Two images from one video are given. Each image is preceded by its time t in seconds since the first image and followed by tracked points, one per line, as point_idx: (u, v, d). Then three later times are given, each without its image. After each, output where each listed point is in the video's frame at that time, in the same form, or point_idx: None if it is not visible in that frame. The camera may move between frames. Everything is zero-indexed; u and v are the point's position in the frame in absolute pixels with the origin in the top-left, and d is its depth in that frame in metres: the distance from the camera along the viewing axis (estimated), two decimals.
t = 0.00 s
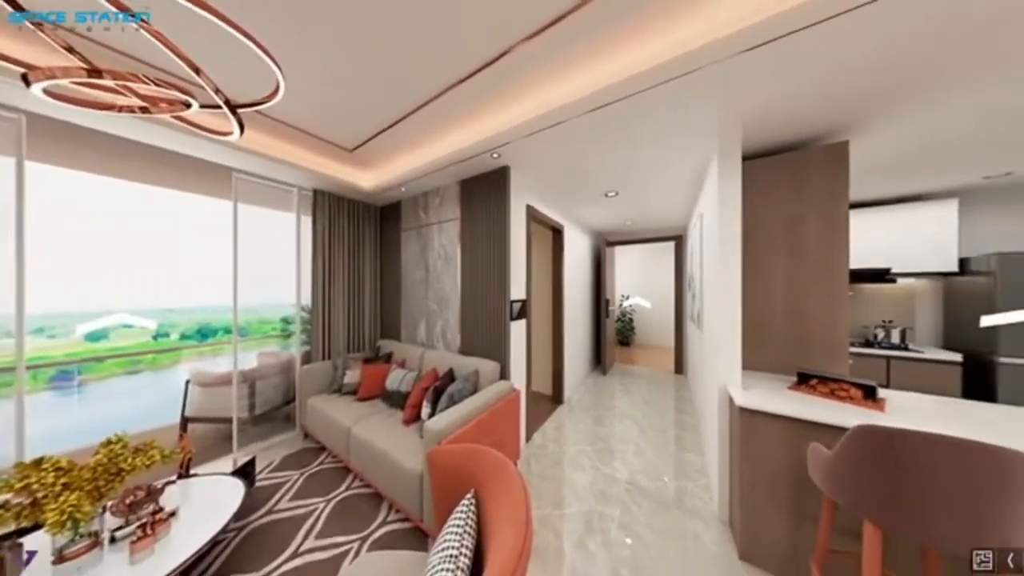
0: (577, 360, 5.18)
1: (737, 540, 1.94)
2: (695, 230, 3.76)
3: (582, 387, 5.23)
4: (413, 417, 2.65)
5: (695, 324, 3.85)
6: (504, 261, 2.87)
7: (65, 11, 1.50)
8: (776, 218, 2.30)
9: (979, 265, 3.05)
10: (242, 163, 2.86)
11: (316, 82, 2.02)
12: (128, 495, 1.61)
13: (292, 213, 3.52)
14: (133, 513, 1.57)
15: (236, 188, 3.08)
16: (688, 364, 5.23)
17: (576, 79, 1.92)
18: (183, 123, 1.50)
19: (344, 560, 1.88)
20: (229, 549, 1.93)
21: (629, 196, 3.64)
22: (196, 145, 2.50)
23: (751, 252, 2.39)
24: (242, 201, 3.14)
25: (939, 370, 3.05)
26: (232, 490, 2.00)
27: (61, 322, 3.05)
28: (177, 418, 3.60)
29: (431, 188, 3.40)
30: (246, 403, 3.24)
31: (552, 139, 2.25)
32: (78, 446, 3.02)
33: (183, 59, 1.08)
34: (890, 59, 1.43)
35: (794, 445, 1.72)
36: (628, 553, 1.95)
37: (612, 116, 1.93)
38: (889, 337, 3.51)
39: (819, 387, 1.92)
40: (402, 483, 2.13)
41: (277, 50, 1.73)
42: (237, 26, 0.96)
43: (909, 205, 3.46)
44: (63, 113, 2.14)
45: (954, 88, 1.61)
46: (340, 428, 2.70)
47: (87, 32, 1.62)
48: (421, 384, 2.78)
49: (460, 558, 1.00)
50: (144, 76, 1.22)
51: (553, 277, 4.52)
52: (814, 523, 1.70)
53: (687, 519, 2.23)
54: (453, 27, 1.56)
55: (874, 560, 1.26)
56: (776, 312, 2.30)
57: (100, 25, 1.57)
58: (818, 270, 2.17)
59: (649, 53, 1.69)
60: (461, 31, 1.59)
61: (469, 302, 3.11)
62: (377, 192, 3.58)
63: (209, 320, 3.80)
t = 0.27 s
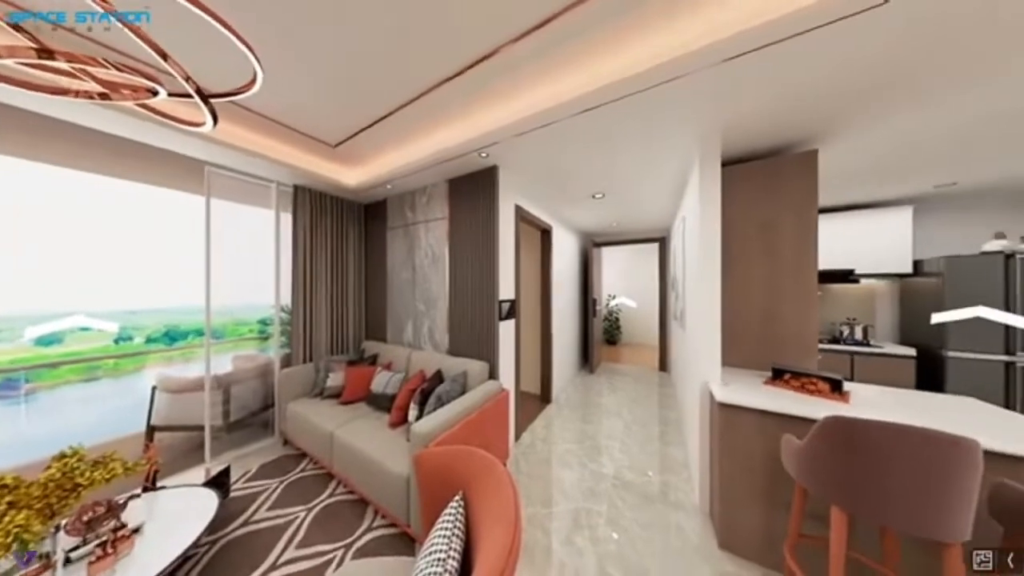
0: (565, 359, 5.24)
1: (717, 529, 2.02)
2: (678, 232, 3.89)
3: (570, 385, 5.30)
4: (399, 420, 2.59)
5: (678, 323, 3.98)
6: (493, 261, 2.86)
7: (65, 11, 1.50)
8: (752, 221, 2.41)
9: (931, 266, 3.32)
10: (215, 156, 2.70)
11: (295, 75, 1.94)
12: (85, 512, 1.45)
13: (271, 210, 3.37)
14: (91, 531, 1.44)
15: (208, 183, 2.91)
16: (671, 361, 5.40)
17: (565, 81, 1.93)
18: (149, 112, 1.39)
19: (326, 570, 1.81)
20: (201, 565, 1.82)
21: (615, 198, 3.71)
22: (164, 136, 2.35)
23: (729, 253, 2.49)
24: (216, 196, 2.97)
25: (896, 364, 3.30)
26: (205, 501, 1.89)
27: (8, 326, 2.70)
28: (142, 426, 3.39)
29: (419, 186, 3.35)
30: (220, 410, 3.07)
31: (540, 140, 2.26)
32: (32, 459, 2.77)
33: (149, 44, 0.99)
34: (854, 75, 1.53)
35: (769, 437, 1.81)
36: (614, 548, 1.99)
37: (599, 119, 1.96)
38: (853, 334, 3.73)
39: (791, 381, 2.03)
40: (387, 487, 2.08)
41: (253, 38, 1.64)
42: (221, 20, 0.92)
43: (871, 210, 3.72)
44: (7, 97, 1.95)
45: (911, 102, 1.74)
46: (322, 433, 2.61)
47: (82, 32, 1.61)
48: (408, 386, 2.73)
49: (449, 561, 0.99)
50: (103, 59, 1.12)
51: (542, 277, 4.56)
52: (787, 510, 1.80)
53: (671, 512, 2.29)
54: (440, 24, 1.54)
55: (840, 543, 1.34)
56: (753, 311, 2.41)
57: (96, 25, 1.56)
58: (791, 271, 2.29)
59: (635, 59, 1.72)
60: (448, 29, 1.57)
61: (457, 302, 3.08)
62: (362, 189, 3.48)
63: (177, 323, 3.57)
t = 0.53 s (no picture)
0: (553, 358, 5.29)
1: (698, 521, 2.10)
2: (661, 233, 4.01)
3: (558, 384, 5.35)
4: (385, 423, 2.53)
5: (662, 322, 4.11)
6: (482, 261, 2.85)
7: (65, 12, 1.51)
8: (731, 224, 2.51)
9: (888, 268, 3.58)
10: (185, 148, 2.55)
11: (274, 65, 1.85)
12: (35, 531, 1.37)
13: (248, 206, 3.20)
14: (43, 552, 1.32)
15: (177, 176, 2.73)
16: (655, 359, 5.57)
17: (553, 83, 1.95)
18: (109, 99, 1.28)
19: None
20: None
21: (602, 199, 3.78)
22: (128, 125, 2.19)
23: (709, 255, 2.60)
24: (185, 191, 2.79)
25: (859, 358, 3.54)
26: (173, 516, 1.78)
27: None
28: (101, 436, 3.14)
29: (406, 184, 3.28)
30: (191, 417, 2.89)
31: (529, 140, 2.27)
32: None
33: (109, 25, 0.91)
34: (822, 88, 1.63)
35: (746, 430, 1.90)
36: (601, 543, 2.02)
37: (587, 122, 1.99)
38: (821, 331, 3.99)
39: (766, 376, 2.14)
40: (373, 492, 2.03)
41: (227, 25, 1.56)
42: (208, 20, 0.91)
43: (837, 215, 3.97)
44: None
45: (873, 115, 1.87)
46: (303, 438, 2.51)
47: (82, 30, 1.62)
48: (394, 388, 2.67)
49: (437, 565, 0.98)
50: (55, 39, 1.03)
51: (530, 277, 4.58)
52: (763, 499, 1.89)
53: (655, 506, 2.36)
54: (428, 21, 1.51)
55: (810, 528, 1.43)
56: (731, 310, 2.52)
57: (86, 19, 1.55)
58: (766, 272, 2.41)
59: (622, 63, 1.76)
60: (436, 26, 1.54)
61: (445, 302, 3.04)
62: (346, 186, 3.38)
63: (141, 326, 3.30)
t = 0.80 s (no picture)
0: (542, 357, 5.33)
1: (681, 513, 2.17)
2: (646, 235, 4.13)
3: (546, 384, 5.39)
4: (370, 426, 2.47)
5: (647, 322, 4.22)
6: (470, 261, 2.82)
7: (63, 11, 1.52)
8: (711, 227, 2.62)
9: (852, 268, 3.84)
10: (152, 139, 2.38)
11: (250, 54, 1.76)
12: None
13: (222, 202, 3.04)
14: None
15: (142, 168, 2.55)
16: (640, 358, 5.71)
17: (542, 85, 1.97)
18: (63, 83, 1.19)
19: None
20: None
21: (589, 201, 3.84)
22: (87, 112, 2.03)
23: (691, 256, 2.69)
24: (151, 184, 2.61)
25: (827, 354, 3.77)
26: (138, 531, 1.67)
27: None
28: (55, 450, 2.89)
29: (392, 181, 3.21)
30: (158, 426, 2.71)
31: (518, 141, 2.28)
32: None
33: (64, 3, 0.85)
34: (793, 99, 1.73)
35: (725, 424, 1.98)
36: (589, 539, 2.06)
37: (574, 124, 2.02)
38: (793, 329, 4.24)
39: (743, 372, 2.24)
40: (357, 498, 1.97)
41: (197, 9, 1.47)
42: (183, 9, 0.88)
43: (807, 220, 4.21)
44: None
45: (839, 125, 2.00)
46: (283, 445, 2.40)
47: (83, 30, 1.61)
48: (380, 390, 2.61)
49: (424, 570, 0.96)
50: None
51: (519, 277, 4.59)
52: (740, 490, 1.98)
53: (640, 500, 2.42)
54: (415, 16, 1.49)
55: (783, 515, 1.51)
56: (712, 309, 2.63)
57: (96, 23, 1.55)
58: (744, 272, 2.52)
59: (609, 68, 1.79)
60: (423, 21, 1.52)
61: (433, 302, 3.00)
62: (329, 183, 3.27)
63: (101, 329, 3.01)
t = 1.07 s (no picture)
0: (530, 357, 5.35)
1: (665, 506, 2.24)
2: (632, 236, 4.23)
3: (535, 383, 5.42)
4: (354, 430, 2.39)
5: (632, 321, 4.33)
6: (458, 261, 2.80)
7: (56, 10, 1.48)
8: (693, 229, 2.71)
9: (821, 269, 4.08)
10: (113, 128, 2.22)
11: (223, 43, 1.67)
12: None
13: (194, 197, 2.86)
14: None
15: (102, 158, 2.36)
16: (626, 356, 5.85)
17: (531, 85, 1.97)
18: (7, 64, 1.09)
19: None
20: None
21: (577, 202, 3.89)
22: (40, 97, 1.87)
23: (674, 257, 2.79)
24: (112, 176, 2.43)
25: (798, 351, 3.99)
26: (98, 550, 1.55)
27: None
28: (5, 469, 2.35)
29: (377, 179, 3.14)
30: (120, 436, 2.52)
31: (506, 141, 2.28)
32: None
33: None
34: (766, 109, 1.83)
35: (706, 419, 2.07)
36: (576, 535, 2.09)
37: (562, 126, 2.04)
38: (768, 326, 4.47)
39: (723, 368, 2.32)
40: (341, 505, 1.91)
41: None
42: None
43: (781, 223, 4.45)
44: None
45: (809, 135, 2.12)
46: (260, 452, 2.30)
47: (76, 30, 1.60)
48: (365, 393, 2.54)
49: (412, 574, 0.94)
50: None
51: (508, 277, 4.59)
52: (719, 481, 2.07)
53: (626, 496, 2.48)
54: (401, 12, 1.46)
55: (758, 504, 1.59)
56: (693, 309, 2.73)
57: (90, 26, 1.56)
58: (723, 273, 2.63)
59: (596, 72, 1.83)
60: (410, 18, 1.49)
61: (420, 303, 2.95)
62: (310, 179, 3.15)
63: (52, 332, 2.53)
